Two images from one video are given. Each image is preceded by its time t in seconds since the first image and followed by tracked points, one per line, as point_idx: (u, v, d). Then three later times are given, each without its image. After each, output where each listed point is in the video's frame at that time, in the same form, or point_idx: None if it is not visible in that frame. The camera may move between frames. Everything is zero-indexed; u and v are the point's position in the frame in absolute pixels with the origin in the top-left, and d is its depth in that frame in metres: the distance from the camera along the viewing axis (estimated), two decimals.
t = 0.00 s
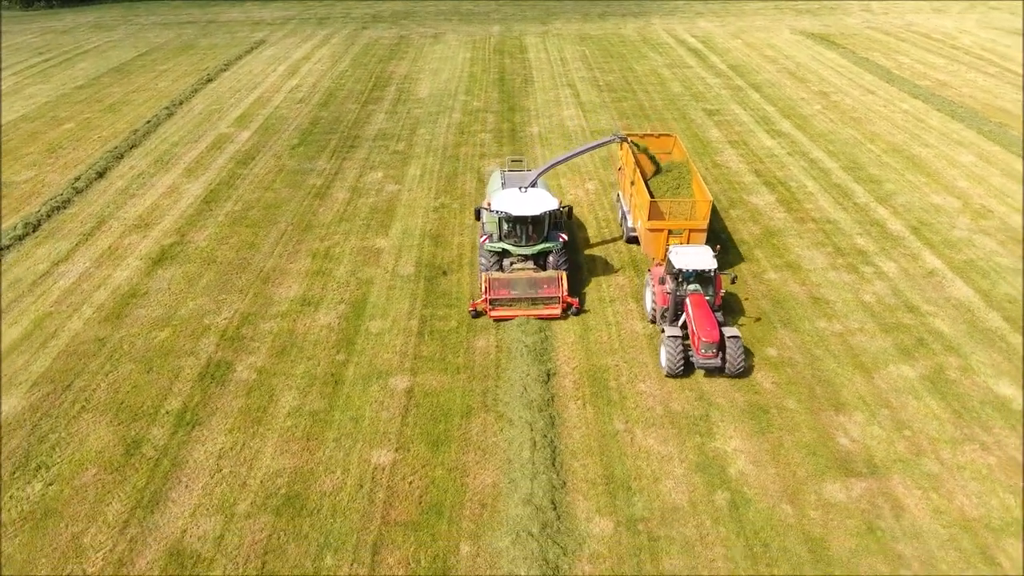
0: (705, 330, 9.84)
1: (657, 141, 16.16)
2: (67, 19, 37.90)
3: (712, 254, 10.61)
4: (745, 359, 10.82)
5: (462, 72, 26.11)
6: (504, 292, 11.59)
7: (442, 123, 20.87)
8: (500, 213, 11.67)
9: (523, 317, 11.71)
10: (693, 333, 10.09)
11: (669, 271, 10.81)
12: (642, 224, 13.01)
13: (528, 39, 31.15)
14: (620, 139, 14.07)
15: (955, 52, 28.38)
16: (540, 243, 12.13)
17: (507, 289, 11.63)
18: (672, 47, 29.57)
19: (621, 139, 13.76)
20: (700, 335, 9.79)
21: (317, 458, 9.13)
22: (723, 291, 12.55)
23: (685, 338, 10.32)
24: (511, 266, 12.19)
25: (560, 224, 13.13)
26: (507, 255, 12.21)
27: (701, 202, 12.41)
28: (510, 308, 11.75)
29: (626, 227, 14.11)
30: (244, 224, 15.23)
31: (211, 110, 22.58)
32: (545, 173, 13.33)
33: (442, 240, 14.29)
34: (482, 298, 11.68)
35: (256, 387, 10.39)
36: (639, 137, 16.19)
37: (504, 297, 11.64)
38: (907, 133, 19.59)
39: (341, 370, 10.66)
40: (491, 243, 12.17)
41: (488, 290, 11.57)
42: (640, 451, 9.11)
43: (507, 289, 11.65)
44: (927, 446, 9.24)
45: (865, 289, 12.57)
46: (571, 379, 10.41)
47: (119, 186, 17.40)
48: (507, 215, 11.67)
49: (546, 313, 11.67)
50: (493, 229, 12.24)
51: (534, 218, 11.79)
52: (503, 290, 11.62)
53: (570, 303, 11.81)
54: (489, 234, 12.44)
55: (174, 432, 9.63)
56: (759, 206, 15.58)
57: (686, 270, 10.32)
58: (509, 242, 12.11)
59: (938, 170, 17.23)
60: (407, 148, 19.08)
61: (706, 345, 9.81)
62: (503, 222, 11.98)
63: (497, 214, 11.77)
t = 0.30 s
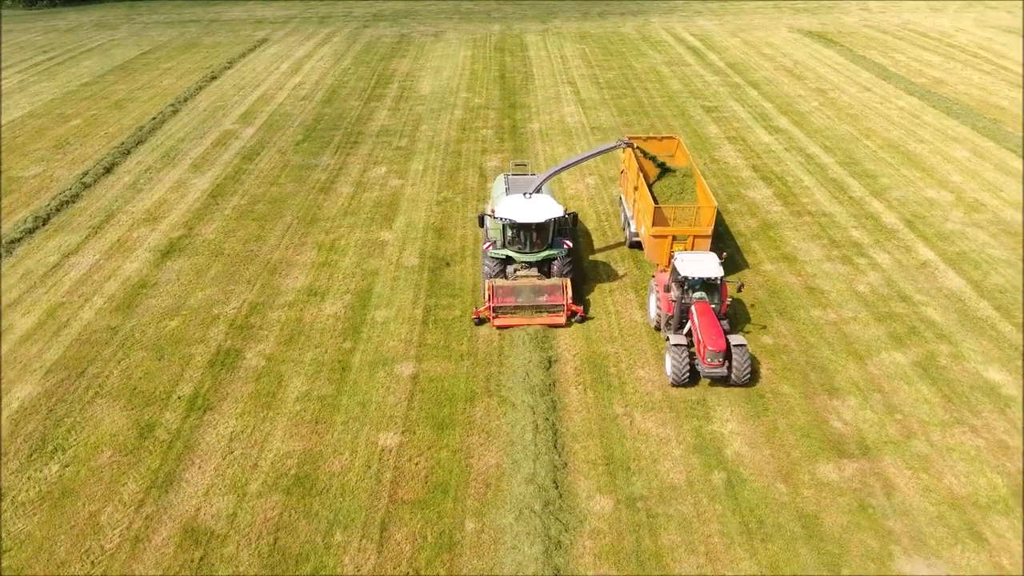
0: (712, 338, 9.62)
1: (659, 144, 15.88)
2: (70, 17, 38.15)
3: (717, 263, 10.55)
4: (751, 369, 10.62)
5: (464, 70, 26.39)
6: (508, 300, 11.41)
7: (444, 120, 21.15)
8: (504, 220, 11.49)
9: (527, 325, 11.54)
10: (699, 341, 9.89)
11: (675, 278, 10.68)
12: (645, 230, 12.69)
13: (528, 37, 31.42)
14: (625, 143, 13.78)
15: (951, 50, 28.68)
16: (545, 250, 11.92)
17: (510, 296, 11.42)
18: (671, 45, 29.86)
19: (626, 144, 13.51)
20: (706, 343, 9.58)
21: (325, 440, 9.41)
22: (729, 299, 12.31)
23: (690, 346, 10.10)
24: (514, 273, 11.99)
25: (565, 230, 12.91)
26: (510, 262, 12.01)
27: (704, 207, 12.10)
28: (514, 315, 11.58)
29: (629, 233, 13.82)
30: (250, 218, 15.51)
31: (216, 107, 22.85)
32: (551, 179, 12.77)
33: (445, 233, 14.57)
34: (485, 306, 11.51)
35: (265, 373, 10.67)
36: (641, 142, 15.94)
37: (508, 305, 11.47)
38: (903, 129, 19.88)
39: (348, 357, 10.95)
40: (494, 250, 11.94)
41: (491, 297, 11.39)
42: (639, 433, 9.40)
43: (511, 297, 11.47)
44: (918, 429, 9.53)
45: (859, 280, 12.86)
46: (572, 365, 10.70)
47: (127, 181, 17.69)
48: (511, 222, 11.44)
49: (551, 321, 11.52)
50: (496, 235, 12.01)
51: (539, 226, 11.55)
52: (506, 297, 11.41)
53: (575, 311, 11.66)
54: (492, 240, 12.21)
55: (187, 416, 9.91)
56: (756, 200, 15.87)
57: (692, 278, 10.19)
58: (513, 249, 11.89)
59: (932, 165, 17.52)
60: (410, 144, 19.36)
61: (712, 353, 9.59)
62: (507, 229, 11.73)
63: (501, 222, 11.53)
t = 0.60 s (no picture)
0: (716, 346, 9.41)
1: (662, 146, 15.66)
2: (73, 16, 38.45)
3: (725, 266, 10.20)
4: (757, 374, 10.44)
5: (465, 67, 26.70)
6: (511, 304, 11.26)
7: (446, 116, 21.45)
8: (507, 223, 11.27)
9: (530, 330, 11.32)
10: (704, 348, 9.66)
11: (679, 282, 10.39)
12: (648, 233, 12.61)
13: (529, 35, 31.72)
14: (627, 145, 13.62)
15: (947, 48, 29.00)
16: (549, 254, 11.78)
17: (513, 301, 11.32)
18: (670, 43, 30.18)
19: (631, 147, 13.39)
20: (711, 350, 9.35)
21: (334, 422, 9.71)
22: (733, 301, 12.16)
23: (695, 352, 9.90)
24: (518, 277, 11.87)
25: (570, 234, 12.74)
26: (514, 266, 11.88)
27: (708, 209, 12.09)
28: (517, 320, 11.38)
29: (632, 236, 13.71)
30: (257, 211, 15.81)
31: (220, 104, 23.15)
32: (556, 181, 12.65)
33: (448, 225, 14.87)
34: (488, 311, 11.33)
35: (274, 359, 10.98)
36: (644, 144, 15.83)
37: (511, 310, 11.30)
38: (898, 125, 20.19)
39: (355, 343, 11.26)
40: (497, 254, 11.81)
41: (494, 301, 11.27)
42: (638, 415, 9.72)
43: (514, 301, 11.32)
44: (907, 410, 9.84)
45: (852, 269, 13.18)
46: (572, 350, 11.03)
47: (135, 175, 17.98)
48: (514, 226, 11.28)
49: (555, 326, 11.29)
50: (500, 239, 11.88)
51: (543, 229, 11.40)
52: (510, 302, 11.31)
53: (579, 316, 11.46)
54: (496, 244, 12.07)
55: (199, 399, 10.22)
56: (753, 193, 16.19)
57: (696, 283, 9.87)
58: (516, 253, 11.75)
59: (926, 159, 17.82)
60: (413, 140, 19.67)
61: (717, 361, 9.38)
62: (510, 233, 11.60)
63: (504, 225, 11.38)
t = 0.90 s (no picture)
0: (720, 348, 9.41)
1: (665, 147, 15.92)
2: (77, 14, 38.80)
3: (727, 269, 10.28)
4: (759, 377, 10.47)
5: (466, 64, 27.04)
6: (514, 310, 11.11)
7: (448, 112, 21.80)
8: (511, 228, 11.11)
9: (533, 335, 11.25)
10: (707, 351, 9.68)
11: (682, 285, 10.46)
12: (650, 236, 12.46)
13: (529, 34, 32.06)
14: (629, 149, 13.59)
15: (942, 46, 29.34)
16: (553, 259, 11.59)
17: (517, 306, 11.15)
18: (668, 41, 30.52)
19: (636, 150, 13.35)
20: (715, 353, 9.38)
21: (343, 403, 10.05)
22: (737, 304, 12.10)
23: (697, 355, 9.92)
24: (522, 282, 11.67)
25: (574, 238, 12.56)
26: (518, 271, 11.68)
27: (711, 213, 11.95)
28: (519, 326, 11.28)
29: (635, 238, 13.62)
30: (263, 203, 16.15)
31: (225, 100, 23.48)
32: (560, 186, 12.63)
33: (451, 217, 15.21)
34: (491, 316, 11.23)
35: (283, 344, 11.31)
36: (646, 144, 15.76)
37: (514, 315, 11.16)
38: (892, 121, 20.54)
39: (361, 330, 11.59)
40: (501, 258, 11.62)
41: (497, 307, 11.13)
42: (636, 396, 10.06)
43: (517, 307, 11.16)
44: (897, 391, 10.18)
45: (845, 259, 13.52)
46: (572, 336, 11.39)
47: (142, 169, 18.32)
48: (519, 231, 11.11)
49: (558, 332, 11.21)
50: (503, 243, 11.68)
51: (547, 234, 11.21)
52: (513, 307, 11.16)
53: (583, 322, 11.33)
54: (499, 248, 11.88)
55: (211, 382, 10.55)
56: (749, 187, 16.54)
57: (699, 285, 9.96)
58: (520, 258, 11.55)
59: (919, 154, 18.17)
60: (415, 135, 20.01)
61: (720, 363, 9.40)
62: (514, 238, 11.41)
63: (508, 230, 11.20)
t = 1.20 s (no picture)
0: (723, 350, 9.42)
1: (667, 148, 15.91)
2: (81, 13, 39.14)
3: (730, 271, 10.25)
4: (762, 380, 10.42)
5: (468, 62, 27.39)
6: (518, 314, 10.92)
7: (450, 108, 22.15)
8: (514, 231, 11.05)
9: (537, 340, 11.09)
10: (710, 353, 9.64)
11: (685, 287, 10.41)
12: (654, 237, 12.56)
13: (529, 31, 32.42)
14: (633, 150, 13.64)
15: (938, 43, 29.71)
16: (557, 261, 11.46)
17: (520, 310, 10.96)
18: (667, 39, 30.89)
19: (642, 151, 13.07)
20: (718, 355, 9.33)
21: (352, 383, 10.41)
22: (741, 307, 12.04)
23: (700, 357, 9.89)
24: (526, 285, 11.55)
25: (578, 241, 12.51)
26: (521, 274, 11.56)
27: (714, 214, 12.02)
28: (523, 330, 11.08)
29: (637, 240, 13.60)
30: (271, 196, 16.50)
31: (230, 97, 23.82)
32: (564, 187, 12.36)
33: (454, 209, 15.57)
34: (494, 320, 11.05)
35: (293, 329, 11.66)
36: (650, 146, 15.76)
37: (519, 319, 10.96)
38: (887, 116, 20.90)
39: (368, 316, 11.94)
40: (504, 262, 11.52)
41: (501, 310, 10.95)
42: (635, 377, 10.44)
43: (521, 310, 10.98)
44: (886, 373, 10.55)
45: (839, 248, 13.89)
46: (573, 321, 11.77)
47: (151, 163, 18.68)
48: (522, 233, 11.05)
49: (563, 336, 11.03)
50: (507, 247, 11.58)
51: (551, 237, 11.10)
52: (517, 311, 10.96)
53: (587, 325, 11.17)
54: (503, 252, 11.79)
55: (224, 364, 10.91)
56: (746, 180, 16.89)
57: (702, 287, 9.95)
58: (523, 261, 11.43)
59: (913, 148, 18.52)
60: (418, 130, 20.36)
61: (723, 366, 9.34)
62: (518, 240, 11.30)
63: (512, 233, 11.12)
